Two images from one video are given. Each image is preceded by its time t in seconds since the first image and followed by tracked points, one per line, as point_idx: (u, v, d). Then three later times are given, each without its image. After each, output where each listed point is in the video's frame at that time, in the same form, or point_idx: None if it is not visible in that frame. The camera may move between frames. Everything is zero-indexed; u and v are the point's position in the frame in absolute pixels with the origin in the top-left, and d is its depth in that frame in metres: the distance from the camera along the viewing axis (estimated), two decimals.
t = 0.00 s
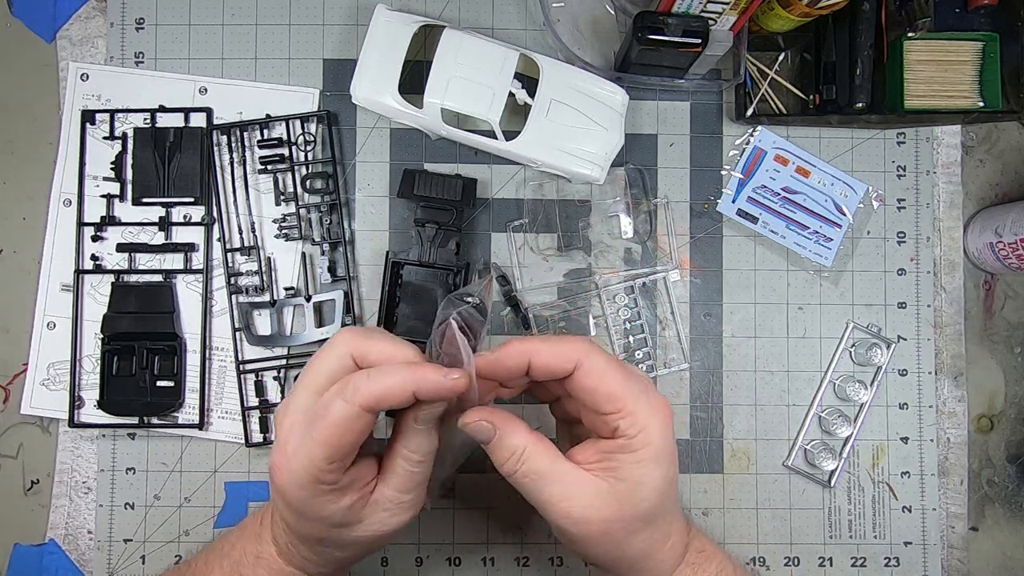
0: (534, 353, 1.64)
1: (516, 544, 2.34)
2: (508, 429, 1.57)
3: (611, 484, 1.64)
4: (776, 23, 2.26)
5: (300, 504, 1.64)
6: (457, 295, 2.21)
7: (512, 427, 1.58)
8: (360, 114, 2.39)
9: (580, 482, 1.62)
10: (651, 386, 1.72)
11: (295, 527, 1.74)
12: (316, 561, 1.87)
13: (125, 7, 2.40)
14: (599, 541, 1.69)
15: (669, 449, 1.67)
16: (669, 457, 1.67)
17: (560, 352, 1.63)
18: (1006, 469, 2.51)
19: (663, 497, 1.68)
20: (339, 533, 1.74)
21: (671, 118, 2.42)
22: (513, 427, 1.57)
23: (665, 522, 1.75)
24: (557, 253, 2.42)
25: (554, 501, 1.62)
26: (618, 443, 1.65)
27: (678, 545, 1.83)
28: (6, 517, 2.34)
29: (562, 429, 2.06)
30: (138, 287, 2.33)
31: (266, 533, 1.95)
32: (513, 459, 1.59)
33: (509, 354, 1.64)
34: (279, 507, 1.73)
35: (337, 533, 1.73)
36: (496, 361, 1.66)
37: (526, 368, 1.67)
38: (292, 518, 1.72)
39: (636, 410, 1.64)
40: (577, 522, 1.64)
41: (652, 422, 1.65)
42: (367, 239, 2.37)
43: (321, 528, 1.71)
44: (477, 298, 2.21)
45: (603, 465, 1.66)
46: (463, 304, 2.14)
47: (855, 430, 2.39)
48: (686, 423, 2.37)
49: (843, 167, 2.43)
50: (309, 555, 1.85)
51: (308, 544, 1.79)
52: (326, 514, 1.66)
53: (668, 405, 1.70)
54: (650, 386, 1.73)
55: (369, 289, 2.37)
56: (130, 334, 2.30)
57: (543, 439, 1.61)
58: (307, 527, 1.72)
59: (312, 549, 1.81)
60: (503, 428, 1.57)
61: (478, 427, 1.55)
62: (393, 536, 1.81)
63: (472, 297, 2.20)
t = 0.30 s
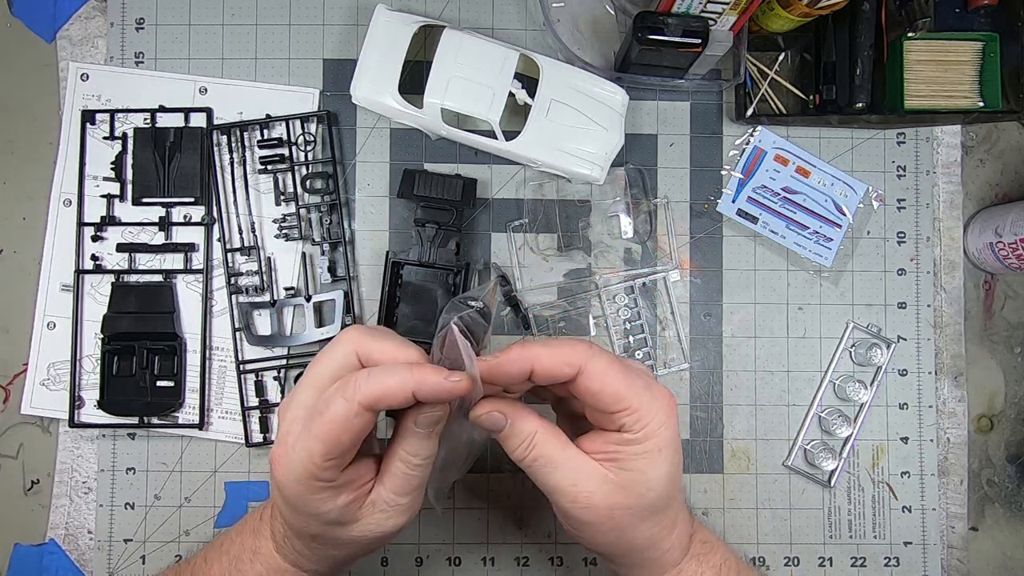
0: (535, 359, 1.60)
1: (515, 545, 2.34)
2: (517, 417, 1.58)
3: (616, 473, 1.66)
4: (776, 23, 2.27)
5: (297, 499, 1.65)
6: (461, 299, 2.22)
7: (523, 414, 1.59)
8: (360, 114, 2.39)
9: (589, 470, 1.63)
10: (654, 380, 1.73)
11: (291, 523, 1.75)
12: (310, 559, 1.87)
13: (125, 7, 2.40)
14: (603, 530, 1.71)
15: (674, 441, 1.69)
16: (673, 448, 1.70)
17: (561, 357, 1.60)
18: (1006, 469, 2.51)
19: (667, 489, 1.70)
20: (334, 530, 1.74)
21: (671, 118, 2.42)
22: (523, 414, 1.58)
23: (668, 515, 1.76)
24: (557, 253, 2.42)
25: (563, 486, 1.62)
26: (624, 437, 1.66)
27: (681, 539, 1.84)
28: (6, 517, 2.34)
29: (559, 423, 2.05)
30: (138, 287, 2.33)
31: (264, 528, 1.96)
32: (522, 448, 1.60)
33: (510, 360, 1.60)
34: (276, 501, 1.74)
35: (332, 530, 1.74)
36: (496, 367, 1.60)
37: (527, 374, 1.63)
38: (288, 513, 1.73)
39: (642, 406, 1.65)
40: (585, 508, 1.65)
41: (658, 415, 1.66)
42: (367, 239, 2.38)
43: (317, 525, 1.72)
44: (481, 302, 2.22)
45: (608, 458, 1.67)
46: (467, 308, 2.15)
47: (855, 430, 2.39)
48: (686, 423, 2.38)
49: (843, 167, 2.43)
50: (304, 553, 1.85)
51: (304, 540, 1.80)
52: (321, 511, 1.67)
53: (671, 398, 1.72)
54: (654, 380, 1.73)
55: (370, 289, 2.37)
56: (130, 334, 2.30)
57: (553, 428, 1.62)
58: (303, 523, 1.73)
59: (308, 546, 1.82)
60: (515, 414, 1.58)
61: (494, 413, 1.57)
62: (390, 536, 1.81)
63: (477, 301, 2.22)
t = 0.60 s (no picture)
0: (535, 365, 1.58)
1: (515, 545, 2.34)
2: (519, 417, 1.58)
3: (618, 467, 1.67)
4: (776, 23, 2.27)
5: (295, 494, 1.65)
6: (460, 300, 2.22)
7: (525, 413, 1.58)
8: (360, 114, 2.39)
9: (590, 467, 1.63)
10: (654, 378, 1.72)
11: (289, 519, 1.75)
12: (308, 556, 1.87)
13: (125, 7, 2.40)
14: (606, 524, 1.72)
15: (674, 436, 1.70)
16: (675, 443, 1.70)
17: (561, 362, 1.58)
18: (1006, 469, 2.51)
19: (668, 483, 1.71)
20: (332, 527, 1.74)
21: (671, 118, 2.42)
22: (525, 414, 1.58)
23: (669, 509, 1.77)
24: (557, 253, 2.42)
25: (566, 481, 1.64)
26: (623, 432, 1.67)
27: (682, 536, 1.85)
28: (6, 517, 2.34)
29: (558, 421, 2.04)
30: (138, 287, 2.33)
31: (262, 525, 1.96)
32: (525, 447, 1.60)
33: (508, 365, 1.58)
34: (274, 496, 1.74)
35: (329, 527, 1.74)
36: (494, 371, 1.58)
37: (525, 379, 1.61)
38: (286, 509, 1.73)
39: (643, 405, 1.64)
40: (587, 501, 1.66)
41: (659, 414, 1.66)
42: (367, 239, 2.38)
43: (315, 522, 1.72)
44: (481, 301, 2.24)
45: (610, 453, 1.68)
46: (467, 308, 2.14)
47: (855, 430, 2.39)
48: (686, 423, 2.38)
49: (843, 167, 2.43)
50: (302, 551, 1.86)
51: (302, 537, 1.80)
52: (319, 508, 1.67)
53: (672, 394, 1.72)
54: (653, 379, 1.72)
55: (370, 289, 2.37)
56: (129, 334, 2.30)
57: (554, 426, 1.62)
58: (301, 520, 1.73)
59: (305, 543, 1.82)
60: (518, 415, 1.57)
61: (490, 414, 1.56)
62: (388, 533, 1.82)
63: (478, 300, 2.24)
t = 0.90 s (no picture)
0: (534, 364, 1.57)
1: (515, 545, 2.34)
2: (515, 416, 1.58)
3: (616, 468, 1.66)
4: (776, 23, 2.27)
5: (297, 497, 1.65)
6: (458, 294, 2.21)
7: (522, 413, 1.59)
8: (360, 114, 2.39)
9: (587, 468, 1.63)
10: (654, 380, 1.72)
11: (292, 521, 1.75)
12: (311, 557, 1.87)
13: (125, 7, 2.40)
14: (603, 524, 1.72)
15: (673, 437, 1.69)
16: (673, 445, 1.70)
17: (560, 362, 1.58)
18: (1006, 469, 2.51)
19: (667, 484, 1.71)
20: (336, 529, 1.74)
21: (671, 118, 2.42)
22: (522, 414, 1.58)
23: (668, 511, 1.77)
24: (557, 253, 2.42)
25: (564, 482, 1.63)
26: (622, 433, 1.66)
27: (681, 536, 1.85)
28: (6, 517, 2.34)
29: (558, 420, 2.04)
30: (138, 287, 2.33)
31: (264, 527, 1.96)
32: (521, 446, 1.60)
33: (507, 364, 1.57)
34: (277, 499, 1.74)
35: (333, 529, 1.74)
36: (493, 370, 1.58)
37: (524, 378, 1.60)
38: (289, 511, 1.73)
39: (642, 406, 1.64)
40: (585, 502, 1.66)
41: (658, 415, 1.65)
42: (367, 239, 2.38)
43: (318, 523, 1.72)
44: (478, 300, 2.18)
45: (608, 454, 1.67)
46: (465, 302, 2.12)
47: (855, 430, 2.39)
48: (686, 423, 2.38)
49: (843, 167, 2.43)
50: (304, 551, 1.86)
51: (305, 539, 1.80)
52: (322, 510, 1.67)
53: (671, 396, 1.72)
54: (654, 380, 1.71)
55: (370, 289, 2.37)
56: (130, 334, 2.30)
57: (551, 426, 1.62)
58: (304, 522, 1.73)
59: (309, 544, 1.82)
60: (514, 416, 1.58)
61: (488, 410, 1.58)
62: (391, 532, 1.82)
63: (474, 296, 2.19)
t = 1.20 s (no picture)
0: (528, 366, 1.56)
1: (515, 544, 2.34)
2: (502, 416, 1.63)
3: (606, 474, 1.64)
4: (776, 23, 2.27)
5: (301, 503, 1.64)
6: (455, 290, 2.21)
7: (507, 414, 1.63)
8: (360, 114, 2.39)
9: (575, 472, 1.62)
10: (650, 384, 1.70)
11: (297, 528, 1.74)
12: (318, 559, 1.87)
13: (125, 7, 2.40)
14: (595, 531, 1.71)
15: (667, 445, 1.67)
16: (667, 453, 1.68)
17: (555, 364, 1.57)
18: (1006, 468, 2.52)
19: (659, 493, 1.69)
20: (342, 531, 1.74)
21: (671, 118, 2.42)
22: (505, 416, 1.62)
23: (660, 520, 1.75)
24: (557, 253, 2.42)
25: (551, 488, 1.63)
26: (614, 439, 1.65)
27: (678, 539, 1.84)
28: (6, 517, 2.34)
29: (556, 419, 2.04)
30: (138, 287, 2.32)
31: (268, 533, 1.95)
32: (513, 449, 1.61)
33: (500, 364, 1.56)
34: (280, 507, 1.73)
35: (341, 532, 1.74)
36: (487, 370, 1.56)
37: (518, 378, 1.59)
38: (294, 519, 1.72)
39: (636, 411, 1.62)
40: (573, 508, 1.65)
41: (652, 422, 1.64)
42: (367, 240, 2.37)
43: (325, 528, 1.71)
44: (469, 292, 2.23)
45: (599, 460, 1.65)
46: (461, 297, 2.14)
47: (855, 430, 2.39)
48: (687, 423, 2.37)
49: (843, 167, 2.43)
50: (308, 554, 1.85)
51: (311, 543, 1.79)
52: (327, 514, 1.66)
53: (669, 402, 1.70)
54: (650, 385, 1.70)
55: (370, 289, 2.37)
56: (130, 334, 2.30)
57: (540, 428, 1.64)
58: (311, 528, 1.72)
59: (314, 548, 1.82)
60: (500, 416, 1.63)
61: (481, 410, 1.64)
62: (397, 529, 1.82)
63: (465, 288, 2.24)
